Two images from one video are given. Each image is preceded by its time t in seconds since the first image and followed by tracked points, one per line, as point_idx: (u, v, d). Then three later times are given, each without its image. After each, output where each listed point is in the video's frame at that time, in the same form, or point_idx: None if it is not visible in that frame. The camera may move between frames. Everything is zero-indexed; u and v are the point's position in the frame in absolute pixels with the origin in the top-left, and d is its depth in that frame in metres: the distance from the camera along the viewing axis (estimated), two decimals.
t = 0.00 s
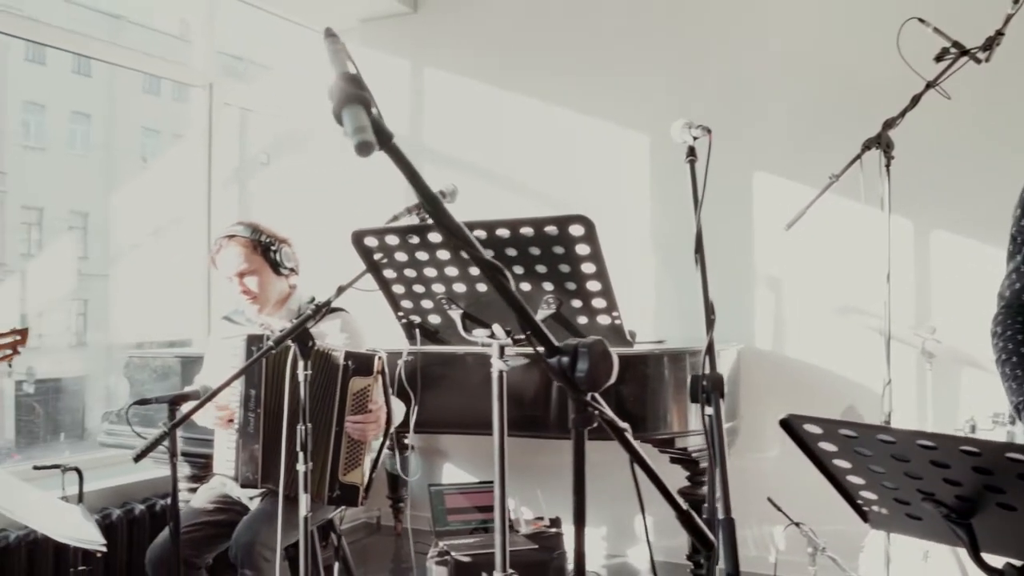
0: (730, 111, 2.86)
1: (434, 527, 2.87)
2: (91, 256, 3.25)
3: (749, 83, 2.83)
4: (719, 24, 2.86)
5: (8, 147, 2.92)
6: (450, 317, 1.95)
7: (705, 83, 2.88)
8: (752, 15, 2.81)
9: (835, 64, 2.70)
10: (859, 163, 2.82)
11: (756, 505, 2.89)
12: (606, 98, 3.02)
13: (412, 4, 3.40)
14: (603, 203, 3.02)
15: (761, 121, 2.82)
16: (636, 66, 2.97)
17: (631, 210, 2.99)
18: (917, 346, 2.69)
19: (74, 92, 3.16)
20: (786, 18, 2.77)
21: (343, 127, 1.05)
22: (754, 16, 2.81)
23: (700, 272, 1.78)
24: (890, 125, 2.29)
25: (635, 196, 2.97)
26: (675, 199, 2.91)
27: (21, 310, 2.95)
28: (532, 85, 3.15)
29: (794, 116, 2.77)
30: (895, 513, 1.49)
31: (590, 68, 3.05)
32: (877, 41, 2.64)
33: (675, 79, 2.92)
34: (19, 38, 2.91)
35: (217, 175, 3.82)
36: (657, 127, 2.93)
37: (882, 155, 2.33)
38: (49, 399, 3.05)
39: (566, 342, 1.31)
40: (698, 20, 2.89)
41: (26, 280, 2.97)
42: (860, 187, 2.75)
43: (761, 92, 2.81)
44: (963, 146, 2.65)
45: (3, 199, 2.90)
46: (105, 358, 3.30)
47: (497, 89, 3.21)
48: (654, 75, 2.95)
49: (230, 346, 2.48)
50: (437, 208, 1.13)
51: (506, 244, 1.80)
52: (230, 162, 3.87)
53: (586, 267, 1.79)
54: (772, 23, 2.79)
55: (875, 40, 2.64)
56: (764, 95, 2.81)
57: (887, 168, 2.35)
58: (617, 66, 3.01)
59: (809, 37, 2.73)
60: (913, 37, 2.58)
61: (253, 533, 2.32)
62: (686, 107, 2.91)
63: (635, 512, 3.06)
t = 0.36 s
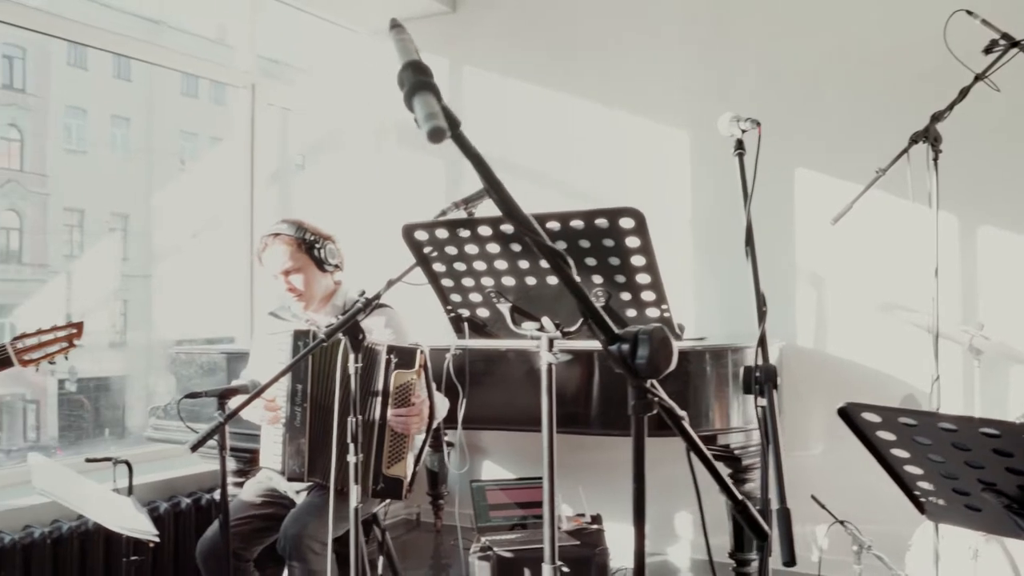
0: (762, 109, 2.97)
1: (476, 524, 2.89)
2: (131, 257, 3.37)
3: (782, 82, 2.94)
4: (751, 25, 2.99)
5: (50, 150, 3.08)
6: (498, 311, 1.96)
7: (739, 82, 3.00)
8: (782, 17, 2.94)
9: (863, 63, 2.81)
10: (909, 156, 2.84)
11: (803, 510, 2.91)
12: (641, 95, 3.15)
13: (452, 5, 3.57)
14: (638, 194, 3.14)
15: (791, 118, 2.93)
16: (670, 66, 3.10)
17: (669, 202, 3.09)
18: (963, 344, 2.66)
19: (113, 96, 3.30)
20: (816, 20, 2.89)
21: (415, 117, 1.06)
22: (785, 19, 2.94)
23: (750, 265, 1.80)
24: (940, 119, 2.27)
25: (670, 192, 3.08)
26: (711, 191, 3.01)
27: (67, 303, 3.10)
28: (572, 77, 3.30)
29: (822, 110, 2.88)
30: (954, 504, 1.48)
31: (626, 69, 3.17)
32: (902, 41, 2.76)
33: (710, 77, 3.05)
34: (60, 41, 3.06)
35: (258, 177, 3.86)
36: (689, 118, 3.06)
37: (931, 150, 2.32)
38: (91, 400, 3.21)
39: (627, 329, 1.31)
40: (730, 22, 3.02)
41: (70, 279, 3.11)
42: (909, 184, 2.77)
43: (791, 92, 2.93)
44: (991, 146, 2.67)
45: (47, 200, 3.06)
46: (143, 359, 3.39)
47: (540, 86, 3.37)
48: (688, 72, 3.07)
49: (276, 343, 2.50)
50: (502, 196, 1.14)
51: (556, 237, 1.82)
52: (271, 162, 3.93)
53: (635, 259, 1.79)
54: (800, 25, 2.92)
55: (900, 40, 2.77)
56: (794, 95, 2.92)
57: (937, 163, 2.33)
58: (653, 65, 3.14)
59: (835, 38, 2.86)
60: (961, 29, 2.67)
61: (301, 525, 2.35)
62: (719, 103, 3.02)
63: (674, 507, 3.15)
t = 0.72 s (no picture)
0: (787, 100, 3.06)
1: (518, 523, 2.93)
2: (172, 258, 3.46)
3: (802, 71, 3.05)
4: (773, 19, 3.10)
5: (93, 154, 3.17)
6: (546, 305, 1.98)
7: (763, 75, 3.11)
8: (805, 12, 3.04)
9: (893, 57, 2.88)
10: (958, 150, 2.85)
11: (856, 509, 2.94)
12: (667, 90, 3.29)
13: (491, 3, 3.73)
14: (669, 186, 3.28)
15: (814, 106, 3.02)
16: (688, 63, 3.25)
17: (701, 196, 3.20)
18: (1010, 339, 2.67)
19: (153, 99, 3.39)
20: (830, 17, 3.01)
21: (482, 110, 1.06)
22: (809, 13, 3.04)
23: (801, 259, 1.79)
24: (990, 111, 2.24)
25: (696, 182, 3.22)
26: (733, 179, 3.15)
27: (111, 303, 3.19)
28: (603, 76, 3.44)
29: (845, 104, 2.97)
30: (1013, 499, 1.46)
31: (661, 68, 3.30)
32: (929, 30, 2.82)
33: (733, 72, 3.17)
34: (103, 44, 3.17)
35: (300, 177, 3.96)
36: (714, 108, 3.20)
37: (981, 142, 2.29)
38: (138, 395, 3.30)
39: (685, 317, 1.31)
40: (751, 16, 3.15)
41: (114, 279, 3.21)
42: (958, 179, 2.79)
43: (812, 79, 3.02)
44: None
45: (90, 202, 3.16)
46: (183, 358, 3.48)
47: (580, 83, 3.51)
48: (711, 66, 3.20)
49: (323, 340, 2.54)
50: (562, 184, 1.15)
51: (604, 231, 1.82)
52: (310, 161, 4.02)
53: (684, 253, 1.79)
54: (832, 23, 2.99)
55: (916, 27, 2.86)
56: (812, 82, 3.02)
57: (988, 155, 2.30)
58: (676, 63, 3.28)
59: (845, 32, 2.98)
60: (1012, 21, 2.69)
61: (347, 519, 2.39)
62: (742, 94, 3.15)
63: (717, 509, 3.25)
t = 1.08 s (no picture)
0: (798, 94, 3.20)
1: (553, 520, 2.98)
2: (206, 259, 3.51)
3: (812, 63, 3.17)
4: (783, 16, 3.25)
5: (127, 156, 3.23)
6: (585, 300, 1.99)
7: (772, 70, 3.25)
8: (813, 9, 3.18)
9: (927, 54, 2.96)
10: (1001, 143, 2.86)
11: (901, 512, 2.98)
12: (697, 88, 3.43)
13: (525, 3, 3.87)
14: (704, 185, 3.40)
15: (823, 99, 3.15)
16: (724, 65, 3.37)
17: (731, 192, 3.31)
18: None
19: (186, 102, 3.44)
20: (866, 15, 3.08)
21: (537, 102, 1.06)
22: (821, 10, 3.16)
23: (844, 253, 1.79)
24: None
25: (717, 176, 3.36)
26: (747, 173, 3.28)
27: (148, 302, 3.26)
28: (640, 76, 3.57)
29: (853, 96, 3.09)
30: None
31: (697, 67, 3.42)
32: (954, 26, 2.92)
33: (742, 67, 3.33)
34: (137, 46, 3.24)
35: (333, 177, 4.02)
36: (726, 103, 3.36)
37: None
38: (176, 392, 3.38)
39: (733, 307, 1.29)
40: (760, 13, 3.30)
41: (150, 279, 3.28)
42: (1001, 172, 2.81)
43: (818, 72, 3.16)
44: None
45: (125, 204, 3.22)
46: (215, 356, 3.53)
47: (618, 82, 3.63)
48: (723, 62, 3.37)
49: (360, 336, 2.57)
50: (611, 172, 1.14)
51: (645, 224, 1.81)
52: (347, 159, 4.06)
53: (725, 247, 1.79)
54: (868, 21, 3.08)
55: (919, 21, 2.99)
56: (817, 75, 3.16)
57: None
58: (712, 64, 3.40)
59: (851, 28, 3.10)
60: None
61: (385, 513, 2.41)
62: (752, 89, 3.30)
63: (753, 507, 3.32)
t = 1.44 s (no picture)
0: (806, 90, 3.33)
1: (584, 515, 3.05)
2: (237, 259, 3.58)
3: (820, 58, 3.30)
4: (815, 14, 3.31)
5: (158, 157, 3.29)
6: (621, 295, 2.00)
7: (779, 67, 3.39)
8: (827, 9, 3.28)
9: (961, 51, 2.99)
10: None
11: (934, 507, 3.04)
12: (729, 85, 3.52)
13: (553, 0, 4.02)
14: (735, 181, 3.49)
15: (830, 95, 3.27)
16: (756, 64, 3.45)
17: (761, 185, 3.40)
18: None
19: (215, 104, 3.49)
20: (898, 12, 3.11)
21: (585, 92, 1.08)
22: (854, 9, 3.21)
23: (882, 246, 1.80)
24: None
25: (747, 170, 3.46)
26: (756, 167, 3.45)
27: (181, 300, 3.33)
28: (673, 74, 3.67)
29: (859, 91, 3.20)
30: None
31: (729, 64, 3.51)
32: (989, 22, 2.94)
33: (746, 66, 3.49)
34: (168, 49, 3.29)
35: (366, 175, 4.06)
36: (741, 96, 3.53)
37: None
38: (209, 389, 3.43)
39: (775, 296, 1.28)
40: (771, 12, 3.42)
41: (182, 279, 3.34)
42: None
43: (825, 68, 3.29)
44: None
45: (156, 204, 3.27)
46: (244, 354, 3.58)
47: (650, 80, 3.72)
48: (755, 60, 3.45)
49: (394, 332, 2.60)
50: (655, 159, 1.15)
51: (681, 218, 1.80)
52: (378, 159, 4.13)
53: (761, 240, 1.79)
54: (901, 18, 3.10)
55: (939, 14, 3.04)
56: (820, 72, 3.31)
57: None
58: (745, 64, 3.48)
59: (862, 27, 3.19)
60: None
61: (420, 506, 2.45)
62: (761, 83, 3.44)
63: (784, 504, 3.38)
